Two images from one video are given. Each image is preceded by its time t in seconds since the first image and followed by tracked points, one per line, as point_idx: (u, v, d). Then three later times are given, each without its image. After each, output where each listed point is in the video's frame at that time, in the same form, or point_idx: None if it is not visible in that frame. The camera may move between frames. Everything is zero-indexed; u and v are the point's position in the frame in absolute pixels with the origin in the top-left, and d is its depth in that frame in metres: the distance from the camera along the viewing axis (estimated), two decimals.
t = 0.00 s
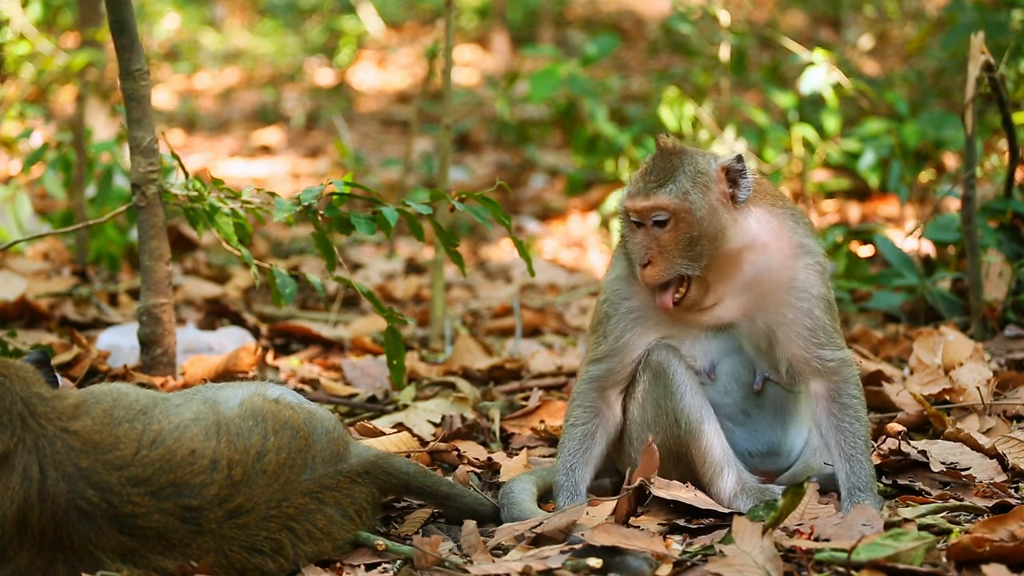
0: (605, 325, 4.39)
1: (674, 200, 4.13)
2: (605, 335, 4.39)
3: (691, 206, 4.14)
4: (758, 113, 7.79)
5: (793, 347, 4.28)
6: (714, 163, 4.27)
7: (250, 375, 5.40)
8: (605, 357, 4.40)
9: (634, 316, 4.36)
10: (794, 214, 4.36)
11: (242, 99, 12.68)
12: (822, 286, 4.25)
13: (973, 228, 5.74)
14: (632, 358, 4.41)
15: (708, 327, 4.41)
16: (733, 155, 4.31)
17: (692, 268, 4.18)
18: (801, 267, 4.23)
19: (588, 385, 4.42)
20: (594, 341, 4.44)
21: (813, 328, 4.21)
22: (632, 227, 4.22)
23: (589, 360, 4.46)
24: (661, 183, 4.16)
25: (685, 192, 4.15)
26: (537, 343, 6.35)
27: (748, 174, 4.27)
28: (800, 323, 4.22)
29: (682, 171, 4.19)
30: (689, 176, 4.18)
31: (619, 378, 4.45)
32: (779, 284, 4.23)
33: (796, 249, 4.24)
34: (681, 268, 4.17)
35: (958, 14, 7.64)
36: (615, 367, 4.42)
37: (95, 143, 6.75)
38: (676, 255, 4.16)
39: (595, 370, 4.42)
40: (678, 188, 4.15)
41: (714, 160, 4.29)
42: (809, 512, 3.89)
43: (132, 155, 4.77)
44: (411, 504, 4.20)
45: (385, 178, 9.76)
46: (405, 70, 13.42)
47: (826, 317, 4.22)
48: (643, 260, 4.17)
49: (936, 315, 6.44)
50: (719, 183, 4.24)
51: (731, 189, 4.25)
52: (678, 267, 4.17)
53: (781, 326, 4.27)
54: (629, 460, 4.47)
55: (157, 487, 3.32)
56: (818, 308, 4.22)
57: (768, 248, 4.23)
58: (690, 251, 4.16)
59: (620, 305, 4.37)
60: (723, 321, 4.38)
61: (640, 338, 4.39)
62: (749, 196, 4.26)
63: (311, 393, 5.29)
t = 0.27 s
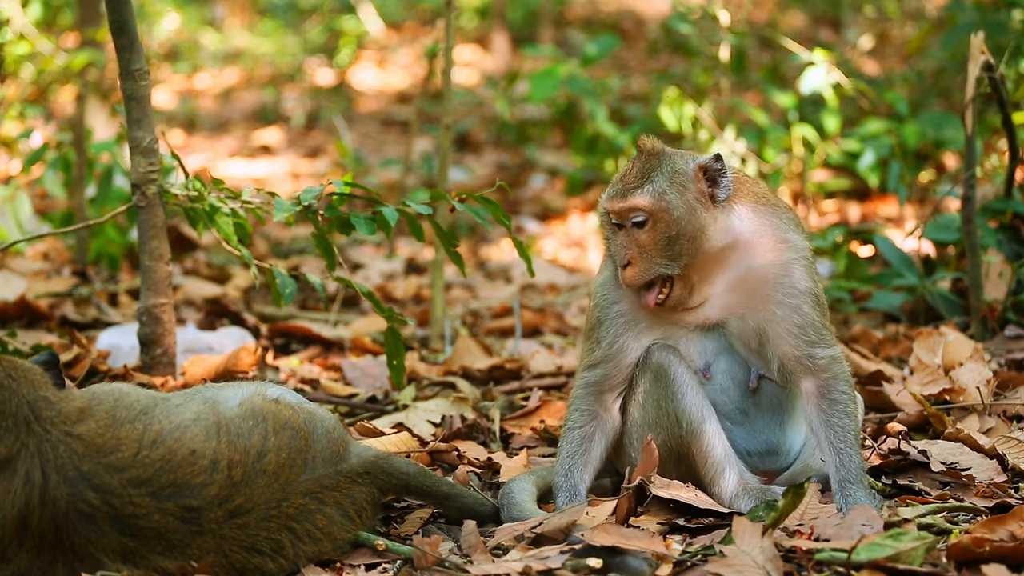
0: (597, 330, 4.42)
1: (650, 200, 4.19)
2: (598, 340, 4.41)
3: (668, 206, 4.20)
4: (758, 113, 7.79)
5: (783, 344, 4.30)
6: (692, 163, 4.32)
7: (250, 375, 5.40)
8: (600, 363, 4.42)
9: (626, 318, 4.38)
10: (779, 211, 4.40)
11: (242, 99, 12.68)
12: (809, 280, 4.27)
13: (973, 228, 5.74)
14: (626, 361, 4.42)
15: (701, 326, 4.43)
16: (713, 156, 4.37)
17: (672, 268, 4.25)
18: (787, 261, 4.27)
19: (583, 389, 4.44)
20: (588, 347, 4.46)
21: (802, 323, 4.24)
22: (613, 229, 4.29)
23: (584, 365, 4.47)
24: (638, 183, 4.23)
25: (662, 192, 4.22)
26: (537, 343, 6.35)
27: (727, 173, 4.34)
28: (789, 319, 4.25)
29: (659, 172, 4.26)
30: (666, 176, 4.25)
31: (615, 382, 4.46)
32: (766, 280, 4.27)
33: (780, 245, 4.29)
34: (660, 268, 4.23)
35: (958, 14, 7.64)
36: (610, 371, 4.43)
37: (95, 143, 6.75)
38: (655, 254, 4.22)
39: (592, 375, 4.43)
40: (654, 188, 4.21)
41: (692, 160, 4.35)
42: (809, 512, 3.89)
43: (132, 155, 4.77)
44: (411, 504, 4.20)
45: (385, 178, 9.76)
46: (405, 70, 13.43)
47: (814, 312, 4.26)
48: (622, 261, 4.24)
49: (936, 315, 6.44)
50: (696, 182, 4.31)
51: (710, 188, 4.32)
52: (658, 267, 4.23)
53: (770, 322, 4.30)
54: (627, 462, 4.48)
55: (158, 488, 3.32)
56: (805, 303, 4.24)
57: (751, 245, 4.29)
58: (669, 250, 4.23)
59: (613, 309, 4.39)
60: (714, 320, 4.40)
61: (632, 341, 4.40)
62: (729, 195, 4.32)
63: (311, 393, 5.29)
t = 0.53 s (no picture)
0: (598, 333, 4.47)
1: (654, 212, 4.23)
2: (598, 343, 4.46)
3: (674, 218, 4.24)
4: (758, 113, 7.79)
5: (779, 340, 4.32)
6: (694, 171, 4.36)
7: (250, 375, 5.40)
8: (600, 366, 4.47)
9: (625, 323, 4.44)
10: (777, 202, 4.46)
11: (242, 99, 12.68)
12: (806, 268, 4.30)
13: (973, 228, 5.74)
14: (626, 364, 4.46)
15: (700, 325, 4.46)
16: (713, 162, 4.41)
17: (677, 280, 4.29)
18: (785, 253, 4.30)
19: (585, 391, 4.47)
20: (588, 349, 4.51)
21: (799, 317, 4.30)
22: (618, 240, 4.34)
23: (584, 367, 4.52)
24: (642, 195, 4.27)
25: (666, 203, 4.25)
26: (537, 343, 6.35)
27: (728, 178, 4.37)
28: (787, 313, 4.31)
29: (662, 181, 4.29)
30: (669, 186, 4.29)
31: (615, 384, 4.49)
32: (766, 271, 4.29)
33: (778, 237, 4.33)
34: (667, 280, 4.28)
35: (958, 14, 7.64)
36: (611, 374, 4.47)
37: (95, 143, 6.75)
38: (661, 266, 4.27)
39: (591, 378, 4.47)
40: (658, 200, 4.25)
41: (694, 167, 4.38)
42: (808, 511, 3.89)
43: (132, 155, 4.77)
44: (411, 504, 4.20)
45: (385, 178, 9.77)
46: (405, 70, 13.44)
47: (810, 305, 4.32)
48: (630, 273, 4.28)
49: (936, 315, 6.44)
50: (700, 190, 4.34)
51: (712, 194, 4.36)
52: (663, 279, 4.28)
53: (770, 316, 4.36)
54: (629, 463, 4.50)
55: (158, 488, 3.32)
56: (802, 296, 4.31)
57: (751, 244, 4.33)
58: (675, 262, 4.27)
59: (612, 311, 4.44)
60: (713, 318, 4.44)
61: (632, 344, 4.45)
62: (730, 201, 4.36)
63: (311, 393, 5.29)
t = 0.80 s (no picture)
0: (593, 337, 4.48)
1: (654, 221, 4.23)
2: (594, 347, 4.47)
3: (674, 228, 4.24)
4: (758, 113, 7.79)
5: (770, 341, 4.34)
6: (695, 177, 4.35)
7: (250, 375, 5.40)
8: (595, 369, 4.46)
9: (620, 326, 4.46)
10: (767, 194, 4.51)
11: (242, 99, 12.68)
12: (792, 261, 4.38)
13: (973, 228, 5.74)
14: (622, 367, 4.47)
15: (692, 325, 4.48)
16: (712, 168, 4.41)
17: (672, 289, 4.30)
18: (774, 248, 4.37)
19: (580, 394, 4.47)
20: (584, 353, 4.51)
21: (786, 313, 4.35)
22: (614, 246, 4.34)
23: (580, 371, 4.51)
24: (643, 203, 4.25)
25: (666, 212, 4.24)
26: (537, 343, 6.34)
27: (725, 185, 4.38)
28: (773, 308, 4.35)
29: (663, 188, 4.27)
30: (670, 193, 4.27)
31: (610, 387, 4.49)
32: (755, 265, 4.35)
33: (768, 231, 4.39)
34: (663, 289, 4.29)
35: (958, 14, 7.64)
36: (606, 376, 4.47)
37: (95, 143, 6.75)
38: (659, 275, 4.27)
39: (588, 381, 4.46)
40: (659, 208, 4.24)
41: (695, 173, 4.37)
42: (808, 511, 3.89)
43: (132, 155, 4.77)
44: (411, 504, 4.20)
45: (385, 178, 9.77)
46: (405, 70, 13.44)
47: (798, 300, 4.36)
48: (625, 282, 4.28)
49: (936, 315, 6.44)
50: (700, 198, 4.33)
51: (710, 201, 4.36)
52: (660, 289, 4.28)
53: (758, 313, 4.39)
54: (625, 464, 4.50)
55: (159, 489, 3.31)
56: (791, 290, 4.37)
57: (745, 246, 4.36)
58: (673, 272, 4.27)
59: (606, 313, 4.47)
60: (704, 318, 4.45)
61: (627, 347, 4.46)
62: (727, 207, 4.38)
63: (311, 393, 5.29)
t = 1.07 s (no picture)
0: (591, 338, 4.49)
1: (651, 223, 4.23)
2: (592, 348, 4.48)
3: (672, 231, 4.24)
4: (758, 113, 7.79)
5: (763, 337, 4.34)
6: (694, 180, 4.36)
7: (250, 375, 5.40)
8: (593, 372, 4.47)
9: (617, 328, 4.47)
10: (765, 195, 4.49)
11: (242, 99, 12.69)
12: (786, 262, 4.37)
13: (973, 228, 5.74)
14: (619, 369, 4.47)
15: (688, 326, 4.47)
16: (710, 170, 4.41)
17: (666, 292, 4.30)
18: (768, 248, 4.36)
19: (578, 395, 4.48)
20: (582, 354, 4.52)
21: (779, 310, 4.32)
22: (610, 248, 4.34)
23: (578, 373, 4.52)
24: (641, 206, 4.26)
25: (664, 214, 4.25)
26: (537, 343, 6.35)
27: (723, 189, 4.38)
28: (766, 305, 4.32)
29: (662, 192, 4.28)
30: (669, 196, 4.28)
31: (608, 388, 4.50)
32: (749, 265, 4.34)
33: (763, 231, 4.38)
34: (656, 292, 4.29)
35: (958, 14, 7.64)
36: (603, 378, 4.47)
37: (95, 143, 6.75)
38: (654, 277, 4.27)
39: (586, 382, 4.47)
40: (657, 211, 4.25)
41: (694, 176, 4.38)
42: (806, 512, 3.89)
43: (132, 155, 4.77)
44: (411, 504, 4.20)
45: (385, 178, 9.77)
46: (405, 70, 13.45)
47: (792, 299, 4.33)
48: (619, 285, 4.28)
49: (936, 315, 6.44)
50: (700, 203, 4.34)
51: (709, 206, 4.36)
52: (655, 292, 4.29)
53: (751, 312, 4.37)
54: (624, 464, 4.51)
55: (153, 490, 3.30)
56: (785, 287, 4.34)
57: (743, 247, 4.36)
58: (667, 275, 4.28)
59: (603, 315, 4.48)
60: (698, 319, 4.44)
61: (625, 349, 4.47)
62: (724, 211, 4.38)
63: (311, 393, 5.29)
